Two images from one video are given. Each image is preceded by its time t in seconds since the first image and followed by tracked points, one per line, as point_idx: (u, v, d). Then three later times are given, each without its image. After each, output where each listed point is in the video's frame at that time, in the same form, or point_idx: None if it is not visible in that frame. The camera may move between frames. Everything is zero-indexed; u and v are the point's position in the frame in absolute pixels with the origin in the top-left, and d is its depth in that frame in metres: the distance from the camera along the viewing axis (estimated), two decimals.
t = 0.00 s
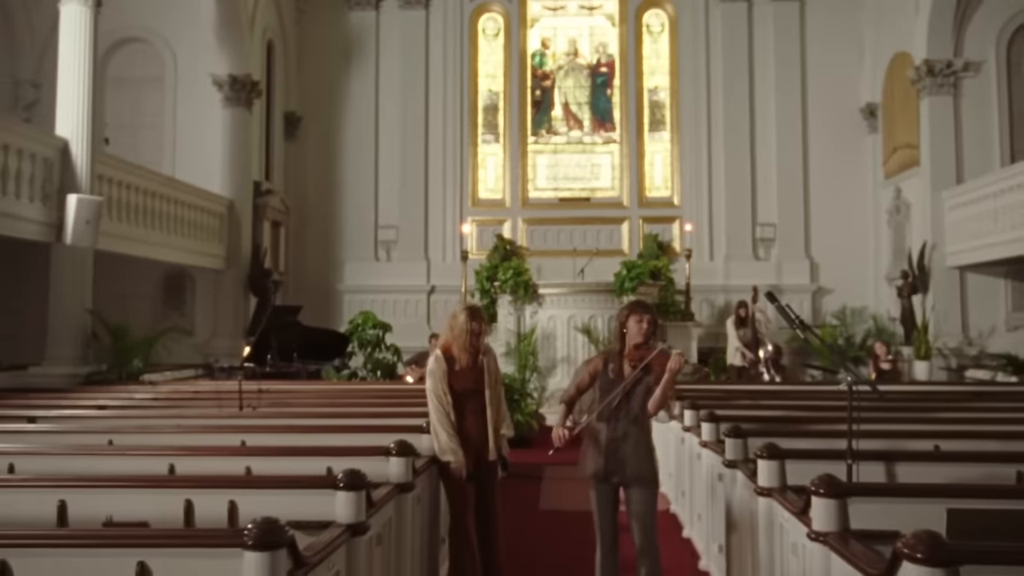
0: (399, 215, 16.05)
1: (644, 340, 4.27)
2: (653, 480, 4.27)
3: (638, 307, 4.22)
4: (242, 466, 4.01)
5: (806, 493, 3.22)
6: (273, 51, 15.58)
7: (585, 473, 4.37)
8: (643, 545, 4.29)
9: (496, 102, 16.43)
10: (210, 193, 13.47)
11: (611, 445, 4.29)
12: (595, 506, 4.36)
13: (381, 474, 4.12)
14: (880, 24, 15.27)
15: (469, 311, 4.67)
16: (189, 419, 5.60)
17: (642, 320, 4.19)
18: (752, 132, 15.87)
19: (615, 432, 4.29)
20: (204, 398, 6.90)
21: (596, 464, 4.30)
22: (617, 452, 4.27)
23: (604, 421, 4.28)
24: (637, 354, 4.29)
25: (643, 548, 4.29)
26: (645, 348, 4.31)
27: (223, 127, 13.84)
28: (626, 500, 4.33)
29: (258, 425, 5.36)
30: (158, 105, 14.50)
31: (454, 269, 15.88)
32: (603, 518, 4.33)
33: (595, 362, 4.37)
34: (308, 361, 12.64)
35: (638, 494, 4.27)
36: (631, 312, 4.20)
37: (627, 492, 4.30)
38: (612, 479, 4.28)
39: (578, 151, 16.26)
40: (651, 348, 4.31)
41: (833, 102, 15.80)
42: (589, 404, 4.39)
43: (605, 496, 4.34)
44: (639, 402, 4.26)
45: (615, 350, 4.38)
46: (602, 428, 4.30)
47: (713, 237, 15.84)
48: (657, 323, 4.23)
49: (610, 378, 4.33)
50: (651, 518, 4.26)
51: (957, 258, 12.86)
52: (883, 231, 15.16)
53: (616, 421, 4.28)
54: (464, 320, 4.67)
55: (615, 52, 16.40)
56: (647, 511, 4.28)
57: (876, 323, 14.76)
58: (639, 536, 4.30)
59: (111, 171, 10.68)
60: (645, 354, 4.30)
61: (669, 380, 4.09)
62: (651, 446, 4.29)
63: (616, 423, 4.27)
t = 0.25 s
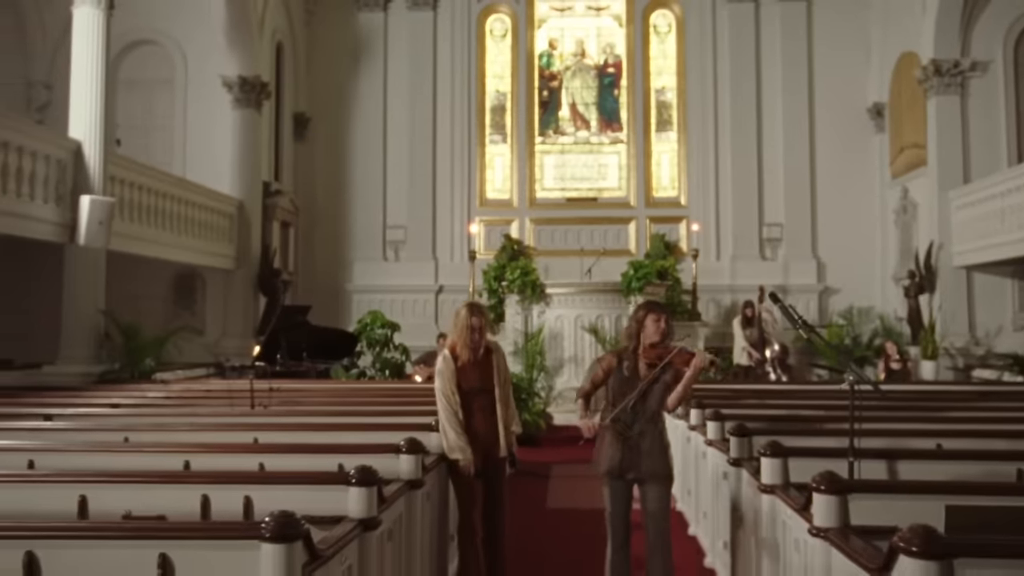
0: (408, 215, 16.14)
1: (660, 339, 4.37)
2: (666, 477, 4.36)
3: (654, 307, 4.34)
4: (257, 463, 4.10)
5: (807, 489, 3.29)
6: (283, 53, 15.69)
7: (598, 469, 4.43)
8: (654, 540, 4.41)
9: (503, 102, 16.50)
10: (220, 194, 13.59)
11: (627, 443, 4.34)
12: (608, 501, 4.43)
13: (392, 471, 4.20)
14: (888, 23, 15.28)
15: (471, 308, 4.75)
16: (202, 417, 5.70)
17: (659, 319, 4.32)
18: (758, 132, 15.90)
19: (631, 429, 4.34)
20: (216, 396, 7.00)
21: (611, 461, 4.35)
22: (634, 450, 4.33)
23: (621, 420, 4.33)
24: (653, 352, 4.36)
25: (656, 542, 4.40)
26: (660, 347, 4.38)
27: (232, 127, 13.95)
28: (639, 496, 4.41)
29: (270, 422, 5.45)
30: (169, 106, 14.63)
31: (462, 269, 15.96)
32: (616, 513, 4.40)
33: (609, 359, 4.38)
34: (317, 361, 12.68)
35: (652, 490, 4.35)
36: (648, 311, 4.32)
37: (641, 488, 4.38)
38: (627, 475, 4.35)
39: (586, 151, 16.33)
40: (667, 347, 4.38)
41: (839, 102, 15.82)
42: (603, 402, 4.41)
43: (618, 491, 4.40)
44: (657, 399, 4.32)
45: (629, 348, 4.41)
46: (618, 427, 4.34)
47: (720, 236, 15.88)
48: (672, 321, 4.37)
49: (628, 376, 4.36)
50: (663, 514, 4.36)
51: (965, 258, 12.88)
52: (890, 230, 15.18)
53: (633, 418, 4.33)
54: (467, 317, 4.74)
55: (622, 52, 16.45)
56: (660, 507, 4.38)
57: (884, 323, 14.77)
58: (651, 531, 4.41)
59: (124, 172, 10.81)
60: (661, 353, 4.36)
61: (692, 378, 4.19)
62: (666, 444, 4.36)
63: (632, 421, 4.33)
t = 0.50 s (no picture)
0: (415, 215, 16.24)
1: (672, 338, 4.43)
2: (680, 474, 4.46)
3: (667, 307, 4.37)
4: (269, 460, 4.18)
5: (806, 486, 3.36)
6: (291, 54, 15.81)
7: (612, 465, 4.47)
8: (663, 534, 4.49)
9: (510, 103, 16.59)
10: (229, 195, 13.71)
11: (647, 441, 4.41)
12: (620, 497, 4.48)
13: (400, 468, 4.28)
14: (893, 23, 15.30)
15: (473, 308, 4.82)
16: (214, 416, 5.80)
17: (672, 319, 4.33)
18: (764, 131, 15.94)
19: (649, 427, 4.42)
20: (227, 395, 7.10)
21: (628, 459, 4.40)
22: (652, 447, 4.41)
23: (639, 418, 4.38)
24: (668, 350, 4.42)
25: (666, 538, 4.49)
26: (673, 345, 4.44)
27: (241, 129, 14.07)
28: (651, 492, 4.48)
29: (281, 420, 5.54)
30: (178, 108, 14.77)
31: (469, 269, 16.06)
32: (628, 509, 4.47)
33: (622, 354, 4.46)
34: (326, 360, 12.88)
35: (666, 487, 4.44)
36: (663, 312, 4.34)
37: (655, 485, 4.46)
38: (644, 473, 4.42)
39: (592, 152, 16.40)
40: (678, 344, 4.45)
41: (845, 101, 15.85)
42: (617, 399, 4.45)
43: (631, 486, 4.47)
44: (675, 398, 4.41)
45: (642, 346, 4.47)
46: (636, 426, 4.40)
47: (726, 236, 15.94)
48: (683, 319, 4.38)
49: (643, 373, 4.42)
50: (675, 510, 4.46)
51: (970, 257, 12.91)
52: (896, 230, 15.20)
53: (651, 416, 4.42)
54: (469, 317, 4.82)
55: (628, 52, 16.52)
56: (671, 503, 4.47)
57: (889, 322, 14.80)
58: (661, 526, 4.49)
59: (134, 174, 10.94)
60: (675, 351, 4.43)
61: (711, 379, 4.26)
62: (681, 442, 4.46)
63: (650, 419, 4.41)
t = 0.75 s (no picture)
0: (418, 215, 16.33)
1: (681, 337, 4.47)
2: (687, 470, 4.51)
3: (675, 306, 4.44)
4: (277, 456, 4.26)
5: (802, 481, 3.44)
6: (295, 56, 15.91)
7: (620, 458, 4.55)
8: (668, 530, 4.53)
9: (513, 103, 16.67)
10: (234, 195, 13.81)
11: (656, 435, 4.48)
12: (627, 491, 4.52)
13: (405, 463, 4.36)
14: (895, 23, 15.36)
15: (474, 309, 4.89)
16: (223, 414, 5.89)
17: (681, 318, 4.41)
18: (766, 131, 16.01)
19: (658, 423, 4.50)
20: (234, 394, 7.19)
21: (636, 452, 4.48)
22: (660, 443, 4.48)
23: (647, 413, 4.48)
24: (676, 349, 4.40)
25: (671, 534, 4.51)
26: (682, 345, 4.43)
27: (246, 130, 14.17)
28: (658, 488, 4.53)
29: (288, 417, 5.63)
30: (184, 109, 14.88)
31: (472, 268, 16.15)
32: (634, 502, 4.51)
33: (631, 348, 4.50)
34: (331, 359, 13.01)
35: (673, 482, 4.49)
36: (671, 310, 4.41)
37: (663, 480, 4.51)
38: (652, 467, 4.48)
39: (594, 152, 16.48)
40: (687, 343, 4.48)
41: (846, 101, 15.92)
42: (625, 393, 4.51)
43: (639, 480, 4.53)
44: (682, 394, 4.51)
45: (650, 343, 4.51)
46: (645, 421, 4.49)
47: (728, 235, 16.01)
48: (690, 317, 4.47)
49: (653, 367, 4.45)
50: (681, 507, 4.49)
51: (971, 256, 12.97)
52: (898, 229, 15.26)
53: (659, 412, 4.50)
54: (471, 318, 4.89)
55: (631, 53, 16.59)
56: (678, 499, 4.51)
57: (891, 321, 14.85)
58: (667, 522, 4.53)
59: (141, 175, 11.04)
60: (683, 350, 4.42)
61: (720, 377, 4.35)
62: (689, 439, 4.53)
63: (659, 414, 4.48)
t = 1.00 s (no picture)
0: (418, 214, 16.40)
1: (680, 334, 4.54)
2: (685, 464, 4.59)
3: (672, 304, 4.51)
4: (281, 452, 4.33)
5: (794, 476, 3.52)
6: (295, 55, 15.98)
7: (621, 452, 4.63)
8: (666, 526, 4.61)
9: (512, 103, 16.75)
10: (235, 195, 13.89)
11: (655, 431, 4.55)
12: (626, 483, 4.59)
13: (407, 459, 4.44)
14: (892, 23, 15.45)
15: (472, 304, 4.94)
16: (226, 411, 5.96)
17: (677, 316, 4.47)
18: (764, 131, 16.09)
19: (658, 418, 4.57)
20: (237, 392, 7.27)
21: (636, 446, 4.55)
22: (659, 438, 4.54)
23: (647, 409, 4.55)
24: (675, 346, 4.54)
25: (669, 528, 4.59)
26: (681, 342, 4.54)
27: (246, 129, 14.25)
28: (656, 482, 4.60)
29: (291, 415, 5.70)
30: (184, 109, 14.96)
31: (472, 267, 16.23)
32: (633, 495, 4.57)
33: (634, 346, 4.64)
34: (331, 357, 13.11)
35: (671, 477, 4.57)
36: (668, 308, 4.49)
37: (661, 474, 4.58)
38: (652, 461, 4.55)
39: (593, 151, 16.56)
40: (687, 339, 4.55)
41: (843, 101, 16.00)
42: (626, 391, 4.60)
43: (638, 474, 4.59)
44: (681, 391, 4.57)
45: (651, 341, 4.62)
46: (645, 416, 4.56)
47: (726, 234, 16.10)
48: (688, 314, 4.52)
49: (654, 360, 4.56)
50: (679, 500, 4.56)
51: (967, 255, 13.06)
52: (894, 228, 15.35)
53: (658, 409, 4.57)
54: (468, 314, 4.95)
55: (629, 53, 16.67)
56: (675, 493, 4.58)
57: (888, 320, 14.94)
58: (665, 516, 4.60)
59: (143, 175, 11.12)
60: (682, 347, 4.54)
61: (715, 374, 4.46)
62: (687, 435, 4.61)
63: (658, 410, 4.56)
